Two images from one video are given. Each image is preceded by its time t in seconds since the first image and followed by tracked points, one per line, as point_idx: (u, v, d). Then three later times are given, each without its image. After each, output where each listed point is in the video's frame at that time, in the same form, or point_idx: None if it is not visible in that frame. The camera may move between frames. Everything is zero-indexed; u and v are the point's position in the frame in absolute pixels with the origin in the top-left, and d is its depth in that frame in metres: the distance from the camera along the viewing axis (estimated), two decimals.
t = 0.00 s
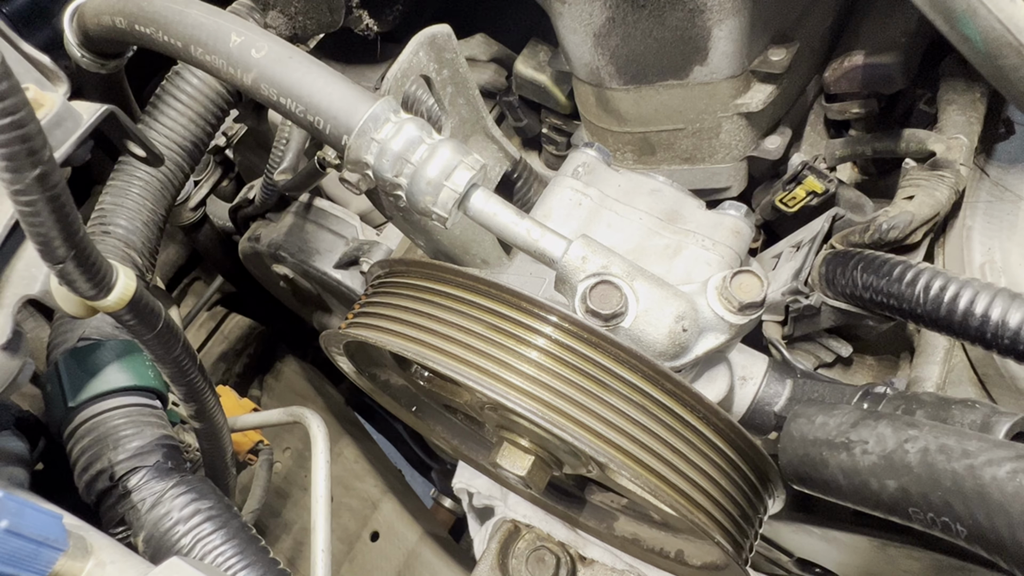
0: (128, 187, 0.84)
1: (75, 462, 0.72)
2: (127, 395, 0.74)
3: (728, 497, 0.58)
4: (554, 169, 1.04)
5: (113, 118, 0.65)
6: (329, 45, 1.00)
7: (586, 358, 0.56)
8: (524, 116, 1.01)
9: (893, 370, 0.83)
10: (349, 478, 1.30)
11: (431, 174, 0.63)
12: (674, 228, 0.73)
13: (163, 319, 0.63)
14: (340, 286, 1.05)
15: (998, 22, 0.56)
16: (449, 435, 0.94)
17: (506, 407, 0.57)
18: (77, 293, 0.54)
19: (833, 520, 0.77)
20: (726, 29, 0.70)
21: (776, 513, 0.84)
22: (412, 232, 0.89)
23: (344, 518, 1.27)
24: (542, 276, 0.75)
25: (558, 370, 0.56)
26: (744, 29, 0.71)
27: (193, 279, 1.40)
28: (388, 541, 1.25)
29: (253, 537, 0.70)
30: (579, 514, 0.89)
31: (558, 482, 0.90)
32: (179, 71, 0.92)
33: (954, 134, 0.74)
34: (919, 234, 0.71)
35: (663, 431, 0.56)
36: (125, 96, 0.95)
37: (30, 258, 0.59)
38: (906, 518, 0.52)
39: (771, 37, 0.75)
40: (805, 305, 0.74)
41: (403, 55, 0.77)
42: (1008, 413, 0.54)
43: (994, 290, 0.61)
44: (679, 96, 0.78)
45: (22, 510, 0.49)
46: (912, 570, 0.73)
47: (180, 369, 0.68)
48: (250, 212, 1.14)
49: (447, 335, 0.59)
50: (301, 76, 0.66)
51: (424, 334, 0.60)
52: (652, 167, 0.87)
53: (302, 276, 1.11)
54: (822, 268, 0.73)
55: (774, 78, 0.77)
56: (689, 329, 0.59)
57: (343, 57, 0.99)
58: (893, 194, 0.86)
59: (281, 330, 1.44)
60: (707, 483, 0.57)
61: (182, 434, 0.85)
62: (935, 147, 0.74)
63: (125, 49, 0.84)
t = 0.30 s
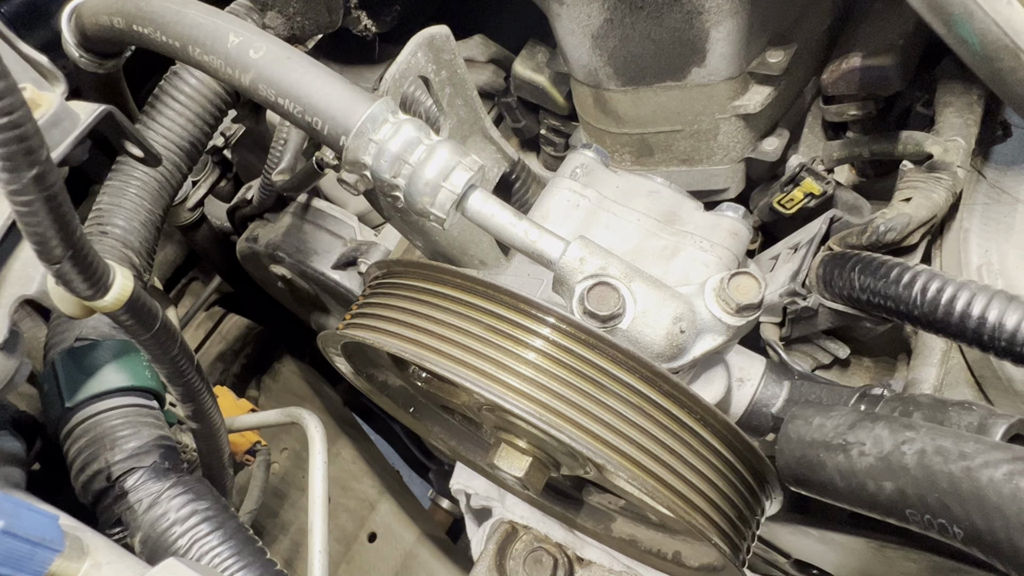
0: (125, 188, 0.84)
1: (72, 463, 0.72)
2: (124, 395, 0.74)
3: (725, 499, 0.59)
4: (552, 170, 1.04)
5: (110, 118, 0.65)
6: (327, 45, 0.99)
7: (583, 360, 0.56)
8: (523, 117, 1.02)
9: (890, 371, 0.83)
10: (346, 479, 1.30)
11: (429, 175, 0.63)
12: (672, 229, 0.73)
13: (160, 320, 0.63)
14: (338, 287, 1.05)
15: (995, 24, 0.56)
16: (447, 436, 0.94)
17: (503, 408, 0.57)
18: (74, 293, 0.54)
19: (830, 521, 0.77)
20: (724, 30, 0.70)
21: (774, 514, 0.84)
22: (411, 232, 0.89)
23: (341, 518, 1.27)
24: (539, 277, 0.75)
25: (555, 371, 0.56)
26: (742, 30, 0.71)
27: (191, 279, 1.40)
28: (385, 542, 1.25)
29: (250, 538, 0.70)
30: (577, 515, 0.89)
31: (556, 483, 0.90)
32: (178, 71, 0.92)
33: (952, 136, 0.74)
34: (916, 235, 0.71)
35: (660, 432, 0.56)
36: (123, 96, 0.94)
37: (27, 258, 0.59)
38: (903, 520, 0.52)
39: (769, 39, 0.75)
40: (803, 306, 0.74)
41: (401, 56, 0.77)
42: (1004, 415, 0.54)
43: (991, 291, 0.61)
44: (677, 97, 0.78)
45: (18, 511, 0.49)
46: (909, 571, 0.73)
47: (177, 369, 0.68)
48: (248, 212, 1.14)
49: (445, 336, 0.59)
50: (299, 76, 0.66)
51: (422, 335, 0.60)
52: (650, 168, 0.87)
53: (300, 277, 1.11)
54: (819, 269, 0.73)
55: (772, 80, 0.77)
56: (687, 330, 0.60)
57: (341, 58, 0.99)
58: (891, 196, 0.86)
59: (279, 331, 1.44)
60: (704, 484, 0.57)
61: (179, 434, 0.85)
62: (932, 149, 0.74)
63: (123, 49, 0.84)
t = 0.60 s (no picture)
0: (114, 190, 0.84)
1: (58, 468, 0.71)
2: (112, 400, 0.73)
3: (717, 502, 0.59)
4: (544, 174, 1.05)
5: (100, 120, 0.64)
6: (318, 49, 0.99)
7: (575, 363, 0.56)
8: (514, 121, 1.02)
9: (878, 375, 0.84)
10: (337, 484, 1.29)
11: (420, 179, 0.63)
12: (663, 234, 0.73)
13: (149, 323, 0.62)
14: (329, 291, 1.05)
15: (982, 32, 0.56)
16: (438, 440, 0.93)
17: (495, 412, 0.57)
18: (62, 296, 0.54)
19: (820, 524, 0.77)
20: (714, 36, 0.71)
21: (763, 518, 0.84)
22: (402, 236, 0.89)
23: (331, 523, 1.26)
24: (531, 281, 0.75)
25: (547, 375, 0.56)
26: (732, 36, 0.71)
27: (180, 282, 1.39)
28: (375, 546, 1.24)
29: (239, 543, 0.69)
30: (568, 519, 0.89)
31: (547, 487, 0.90)
32: (168, 74, 0.92)
33: (939, 142, 0.75)
34: (905, 240, 0.71)
35: (652, 436, 0.56)
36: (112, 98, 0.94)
37: (13, 262, 0.59)
38: (892, 522, 0.52)
39: (759, 45, 0.75)
40: (793, 311, 0.76)
41: (393, 60, 0.77)
42: (990, 418, 0.55)
43: (978, 296, 0.62)
44: (668, 102, 0.78)
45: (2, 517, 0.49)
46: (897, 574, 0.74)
47: (166, 374, 0.68)
48: (238, 216, 1.14)
49: (435, 340, 0.59)
50: (290, 80, 0.66)
51: (413, 338, 0.60)
52: (641, 173, 0.87)
53: (290, 280, 1.10)
54: (809, 274, 0.74)
55: (762, 85, 0.77)
56: (678, 334, 0.60)
57: (333, 61, 0.99)
58: (879, 201, 0.86)
59: (269, 334, 1.44)
60: (695, 487, 0.57)
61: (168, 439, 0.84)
62: (920, 155, 0.74)
63: (112, 50, 0.84)
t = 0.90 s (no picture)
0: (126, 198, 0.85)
1: (83, 469, 0.72)
2: (133, 403, 0.74)
3: (732, 480, 0.62)
4: (544, 180, 1.08)
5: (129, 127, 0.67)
6: (325, 59, 1.02)
7: (599, 352, 0.60)
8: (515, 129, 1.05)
9: (870, 367, 0.88)
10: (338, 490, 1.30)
11: (443, 182, 0.65)
12: (670, 233, 0.77)
13: (181, 324, 0.65)
14: (335, 296, 1.07)
15: (969, 41, 0.61)
16: (448, 440, 0.95)
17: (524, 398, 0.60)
18: (103, 295, 0.55)
19: (820, 509, 0.81)
20: (715, 45, 0.75)
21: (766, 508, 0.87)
22: (412, 240, 0.91)
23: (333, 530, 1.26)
24: (545, 280, 0.79)
25: (574, 363, 0.60)
26: (732, 45, 0.75)
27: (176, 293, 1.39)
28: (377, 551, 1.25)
29: (266, 539, 0.71)
30: (577, 514, 0.91)
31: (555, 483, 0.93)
32: (174, 81, 0.92)
33: (924, 144, 0.79)
34: (896, 237, 0.76)
35: (671, 419, 0.60)
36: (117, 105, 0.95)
37: (54, 262, 0.60)
38: (901, 494, 0.56)
39: (755, 55, 0.80)
40: (793, 305, 0.79)
41: (407, 69, 0.80)
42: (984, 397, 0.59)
43: (968, 286, 0.67)
44: (670, 109, 0.82)
45: (56, 509, 0.50)
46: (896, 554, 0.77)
47: (193, 375, 0.70)
48: (241, 223, 1.15)
49: (464, 333, 0.62)
50: (315, 88, 0.68)
51: (442, 332, 0.63)
52: (642, 177, 0.91)
53: (295, 287, 1.12)
54: (807, 270, 0.78)
55: (758, 93, 0.82)
56: (694, 325, 0.63)
57: (338, 71, 1.02)
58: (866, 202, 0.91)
59: (265, 343, 1.45)
60: (712, 467, 0.61)
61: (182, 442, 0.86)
62: (908, 156, 0.79)
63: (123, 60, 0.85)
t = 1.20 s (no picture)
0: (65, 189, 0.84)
1: (23, 471, 0.68)
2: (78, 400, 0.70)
3: (700, 450, 0.61)
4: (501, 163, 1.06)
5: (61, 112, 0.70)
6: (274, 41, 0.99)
7: (562, 324, 0.58)
8: (470, 111, 1.04)
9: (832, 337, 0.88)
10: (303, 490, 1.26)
11: (393, 156, 0.64)
12: (629, 205, 0.75)
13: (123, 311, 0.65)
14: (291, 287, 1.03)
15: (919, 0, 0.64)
16: (412, 428, 0.93)
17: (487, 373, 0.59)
18: (32, 280, 0.56)
19: (788, 480, 0.81)
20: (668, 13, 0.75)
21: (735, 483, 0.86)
22: (367, 225, 0.89)
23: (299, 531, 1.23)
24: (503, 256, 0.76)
25: (537, 337, 0.58)
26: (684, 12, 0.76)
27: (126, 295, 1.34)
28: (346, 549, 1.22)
29: (220, 538, 0.67)
30: (544, 498, 0.89)
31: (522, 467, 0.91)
32: (116, 66, 0.89)
33: (877, 109, 0.84)
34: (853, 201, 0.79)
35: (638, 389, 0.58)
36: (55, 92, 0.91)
37: None
38: (864, 452, 0.58)
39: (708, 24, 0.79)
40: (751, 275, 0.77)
41: (359, 49, 0.78)
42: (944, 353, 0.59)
43: (921, 246, 0.67)
44: (626, 83, 0.81)
45: None
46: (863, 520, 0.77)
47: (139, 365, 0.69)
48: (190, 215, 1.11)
49: (421, 310, 0.60)
50: (251, 61, 0.67)
51: (399, 311, 0.61)
52: (599, 152, 0.90)
53: (250, 280, 1.08)
54: (766, 239, 0.77)
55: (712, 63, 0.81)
56: (654, 295, 0.63)
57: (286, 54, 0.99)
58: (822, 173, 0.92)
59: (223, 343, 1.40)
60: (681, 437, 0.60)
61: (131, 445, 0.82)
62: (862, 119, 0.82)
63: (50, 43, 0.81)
